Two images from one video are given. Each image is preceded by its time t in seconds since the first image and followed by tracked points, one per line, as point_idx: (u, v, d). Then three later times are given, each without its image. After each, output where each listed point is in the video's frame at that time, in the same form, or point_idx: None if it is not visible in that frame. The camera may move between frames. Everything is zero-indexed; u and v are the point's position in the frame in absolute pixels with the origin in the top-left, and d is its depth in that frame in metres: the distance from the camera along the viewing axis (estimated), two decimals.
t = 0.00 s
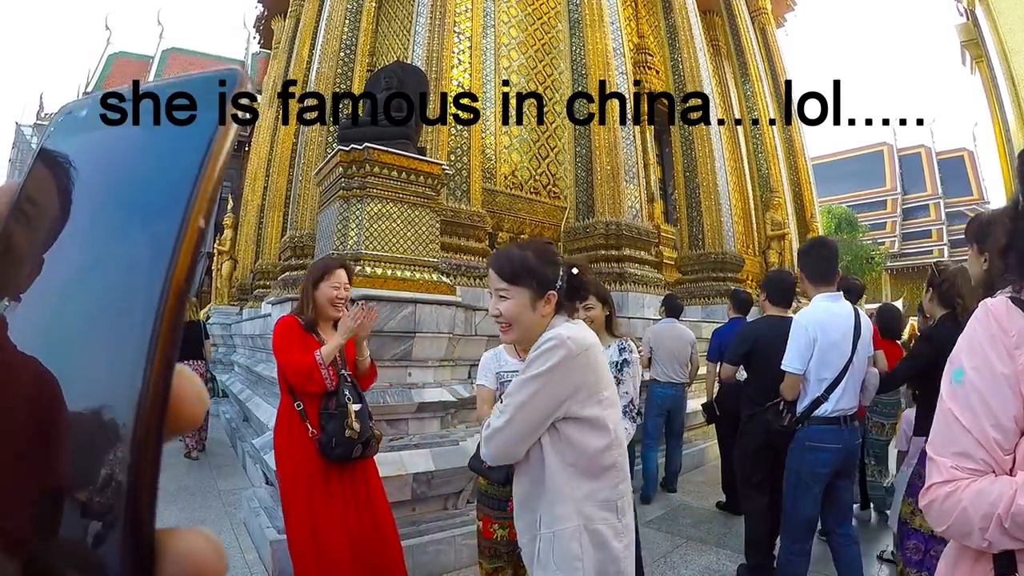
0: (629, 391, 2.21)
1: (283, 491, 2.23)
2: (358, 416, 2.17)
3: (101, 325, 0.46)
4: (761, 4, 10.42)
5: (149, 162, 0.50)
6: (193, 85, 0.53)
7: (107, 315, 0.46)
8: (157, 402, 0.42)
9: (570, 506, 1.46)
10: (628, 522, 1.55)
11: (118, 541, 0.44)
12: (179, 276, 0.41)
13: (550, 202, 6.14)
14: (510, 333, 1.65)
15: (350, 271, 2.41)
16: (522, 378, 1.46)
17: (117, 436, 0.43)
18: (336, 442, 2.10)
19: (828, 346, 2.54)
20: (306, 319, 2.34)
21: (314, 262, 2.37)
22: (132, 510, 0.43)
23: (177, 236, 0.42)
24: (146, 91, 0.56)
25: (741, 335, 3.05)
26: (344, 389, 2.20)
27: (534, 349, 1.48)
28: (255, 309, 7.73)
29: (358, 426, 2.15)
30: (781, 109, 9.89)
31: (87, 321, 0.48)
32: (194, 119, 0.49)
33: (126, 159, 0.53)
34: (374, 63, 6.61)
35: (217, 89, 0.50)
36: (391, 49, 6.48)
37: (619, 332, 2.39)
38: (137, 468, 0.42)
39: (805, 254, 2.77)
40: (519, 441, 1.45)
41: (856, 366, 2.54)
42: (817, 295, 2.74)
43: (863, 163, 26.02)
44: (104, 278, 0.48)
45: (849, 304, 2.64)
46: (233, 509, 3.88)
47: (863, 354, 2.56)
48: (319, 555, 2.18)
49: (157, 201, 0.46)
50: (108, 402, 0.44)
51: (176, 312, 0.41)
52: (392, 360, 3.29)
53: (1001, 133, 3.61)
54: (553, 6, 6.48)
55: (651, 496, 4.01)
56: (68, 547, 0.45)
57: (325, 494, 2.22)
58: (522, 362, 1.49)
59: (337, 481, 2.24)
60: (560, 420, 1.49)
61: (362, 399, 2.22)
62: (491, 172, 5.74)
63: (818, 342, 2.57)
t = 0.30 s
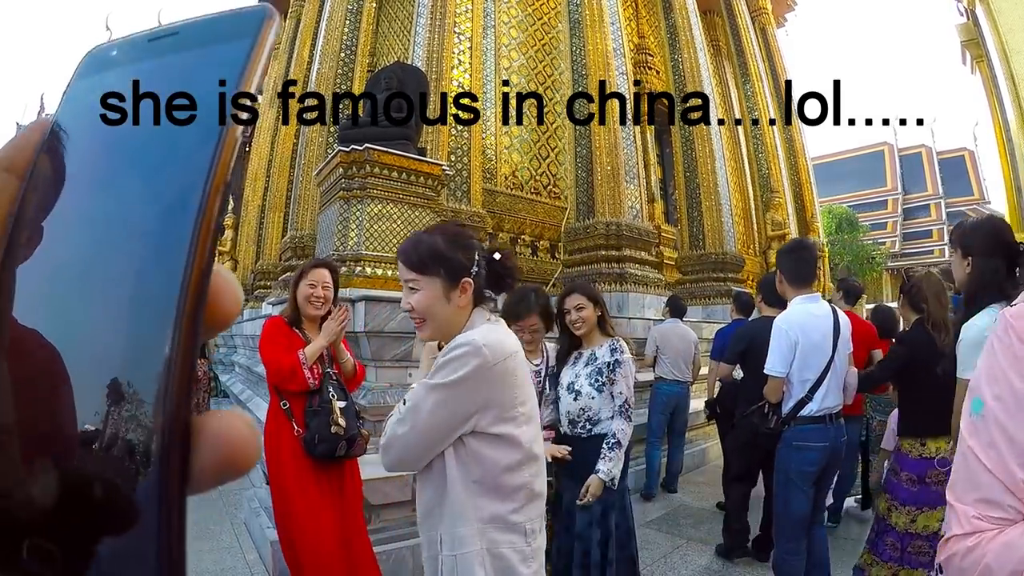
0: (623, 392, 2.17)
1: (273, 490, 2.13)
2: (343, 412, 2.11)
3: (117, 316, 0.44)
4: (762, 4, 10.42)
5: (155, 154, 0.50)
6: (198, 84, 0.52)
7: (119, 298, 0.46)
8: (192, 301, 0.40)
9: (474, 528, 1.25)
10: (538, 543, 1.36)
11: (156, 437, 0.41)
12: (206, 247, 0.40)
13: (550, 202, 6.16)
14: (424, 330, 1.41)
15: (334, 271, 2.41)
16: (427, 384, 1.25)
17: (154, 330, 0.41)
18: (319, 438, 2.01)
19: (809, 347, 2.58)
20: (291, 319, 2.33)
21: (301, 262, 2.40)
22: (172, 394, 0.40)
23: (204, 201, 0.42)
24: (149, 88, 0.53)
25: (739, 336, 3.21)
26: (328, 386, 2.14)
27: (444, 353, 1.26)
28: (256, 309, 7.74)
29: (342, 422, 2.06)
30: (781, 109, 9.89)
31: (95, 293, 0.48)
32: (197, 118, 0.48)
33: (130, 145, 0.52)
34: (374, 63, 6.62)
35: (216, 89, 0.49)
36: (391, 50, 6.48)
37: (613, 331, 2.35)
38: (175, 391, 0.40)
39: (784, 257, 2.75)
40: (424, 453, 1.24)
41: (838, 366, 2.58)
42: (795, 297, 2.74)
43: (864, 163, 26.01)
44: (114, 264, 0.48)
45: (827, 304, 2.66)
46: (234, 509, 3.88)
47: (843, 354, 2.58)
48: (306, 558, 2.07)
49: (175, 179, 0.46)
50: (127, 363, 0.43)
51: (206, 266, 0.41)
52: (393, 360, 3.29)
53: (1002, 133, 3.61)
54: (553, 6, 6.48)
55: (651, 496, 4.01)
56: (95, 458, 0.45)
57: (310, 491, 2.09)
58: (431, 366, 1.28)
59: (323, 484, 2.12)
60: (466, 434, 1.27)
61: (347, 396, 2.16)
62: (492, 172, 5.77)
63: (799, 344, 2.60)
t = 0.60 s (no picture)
0: (620, 396, 2.20)
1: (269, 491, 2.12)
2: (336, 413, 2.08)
3: (136, 300, 0.47)
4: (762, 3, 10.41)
5: (180, 149, 0.48)
6: (196, 78, 0.51)
7: (152, 295, 0.46)
8: (234, 277, 0.40)
9: (392, 540, 1.13)
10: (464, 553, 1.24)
11: (197, 410, 0.41)
12: (244, 232, 0.40)
13: (550, 201, 6.14)
14: (323, 331, 1.23)
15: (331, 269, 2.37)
16: (328, 385, 1.10)
17: (198, 301, 0.41)
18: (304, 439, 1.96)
19: (795, 347, 2.62)
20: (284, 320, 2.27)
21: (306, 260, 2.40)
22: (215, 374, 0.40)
23: (246, 171, 0.41)
24: (148, 88, 0.52)
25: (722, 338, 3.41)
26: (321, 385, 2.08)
27: (347, 353, 1.11)
28: (256, 309, 7.73)
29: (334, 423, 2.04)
30: (781, 109, 9.88)
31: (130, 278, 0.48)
32: (197, 118, 0.48)
33: (155, 137, 0.51)
34: (374, 63, 6.62)
35: (216, 90, 0.48)
36: (391, 50, 6.48)
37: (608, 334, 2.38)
38: (218, 368, 0.40)
39: (770, 261, 2.78)
40: (324, 462, 1.10)
41: (823, 363, 2.62)
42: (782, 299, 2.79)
43: (864, 163, 26.01)
44: (144, 257, 0.48)
45: (811, 307, 2.69)
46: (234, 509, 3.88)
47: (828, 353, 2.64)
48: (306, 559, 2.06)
49: (203, 169, 0.45)
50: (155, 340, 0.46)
51: (248, 239, 0.41)
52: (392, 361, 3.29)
53: (1003, 133, 3.60)
54: (553, 6, 6.48)
55: (651, 495, 4.01)
56: (133, 426, 0.47)
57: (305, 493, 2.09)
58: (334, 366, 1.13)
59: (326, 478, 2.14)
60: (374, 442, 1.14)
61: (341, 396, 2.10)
62: (492, 172, 5.77)
63: (785, 343, 2.64)
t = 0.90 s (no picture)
0: (615, 397, 2.22)
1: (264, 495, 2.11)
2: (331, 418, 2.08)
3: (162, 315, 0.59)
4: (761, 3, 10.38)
5: (183, 147, 0.63)
6: (191, 85, 0.68)
7: (162, 282, 0.59)
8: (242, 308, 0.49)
9: (288, 561, 1.14)
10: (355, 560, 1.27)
11: (213, 421, 0.50)
12: (248, 254, 0.49)
13: (549, 202, 6.13)
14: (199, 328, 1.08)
15: (323, 269, 2.37)
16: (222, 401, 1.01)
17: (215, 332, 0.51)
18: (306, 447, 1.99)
19: (779, 342, 2.78)
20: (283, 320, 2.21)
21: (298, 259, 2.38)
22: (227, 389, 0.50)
23: (253, 198, 0.50)
24: (151, 90, 0.70)
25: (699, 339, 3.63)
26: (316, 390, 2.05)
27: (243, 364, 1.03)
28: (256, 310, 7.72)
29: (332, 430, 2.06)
30: (781, 109, 9.86)
31: (161, 293, 0.59)
32: (197, 112, 0.65)
33: (165, 142, 0.65)
34: (373, 64, 6.62)
35: (216, 90, 0.64)
36: (389, 51, 6.48)
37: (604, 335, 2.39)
38: (228, 375, 0.49)
39: (766, 261, 2.91)
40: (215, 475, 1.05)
41: (805, 362, 2.77)
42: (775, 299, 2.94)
43: (865, 163, 25.95)
44: (150, 244, 0.61)
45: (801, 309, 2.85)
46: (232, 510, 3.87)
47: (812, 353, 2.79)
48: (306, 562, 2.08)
49: (212, 184, 0.56)
50: (170, 339, 0.58)
51: (254, 266, 0.50)
52: (388, 361, 3.29)
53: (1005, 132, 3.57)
54: (552, 6, 6.47)
55: (649, 495, 4.02)
56: (146, 432, 0.59)
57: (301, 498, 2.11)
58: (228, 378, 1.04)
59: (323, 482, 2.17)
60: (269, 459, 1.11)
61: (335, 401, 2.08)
62: (490, 172, 5.77)
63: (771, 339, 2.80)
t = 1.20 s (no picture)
0: (613, 396, 2.19)
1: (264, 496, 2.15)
2: (326, 420, 2.06)
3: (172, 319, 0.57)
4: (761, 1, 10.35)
5: (189, 151, 0.63)
6: (190, 86, 0.70)
7: (172, 291, 0.57)
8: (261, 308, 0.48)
9: None
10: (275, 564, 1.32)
11: (229, 421, 0.49)
12: (267, 267, 0.48)
13: (549, 200, 6.16)
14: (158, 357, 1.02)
15: (325, 267, 2.36)
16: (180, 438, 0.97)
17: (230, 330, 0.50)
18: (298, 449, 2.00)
19: (773, 339, 2.83)
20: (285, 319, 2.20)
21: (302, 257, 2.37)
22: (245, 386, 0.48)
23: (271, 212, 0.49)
24: (150, 92, 0.71)
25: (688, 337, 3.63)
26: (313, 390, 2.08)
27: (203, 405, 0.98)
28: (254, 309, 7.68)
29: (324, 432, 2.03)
30: (781, 109, 9.81)
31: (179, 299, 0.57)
32: (197, 114, 0.66)
33: (170, 145, 0.65)
34: (371, 62, 6.59)
35: (217, 90, 0.66)
36: (388, 48, 6.45)
37: (608, 335, 2.37)
38: (247, 382, 0.48)
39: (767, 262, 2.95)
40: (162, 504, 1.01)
41: (798, 360, 2.82)
42: (772, 298, 3.00)
43: (864, 163, 25.93)
44: (159, 252, 0.60)
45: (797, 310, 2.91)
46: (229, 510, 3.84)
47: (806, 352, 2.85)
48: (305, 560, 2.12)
49: (224, 191, 0.56)
50: (181, 352, 0.56)
51: (273, 274, 0.49)
52: (385, 360, 3.26)
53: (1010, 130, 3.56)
54: (551, 4, 6.46)
55: (649, 495, 4.00)
56: (167, 433, 0.55)
57: (298, 498, 2.13)
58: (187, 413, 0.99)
59: (319, 485, 2.16)
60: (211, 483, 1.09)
61: (332, 402, 2.11)
62: (489, 171, 5.75)
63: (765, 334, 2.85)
